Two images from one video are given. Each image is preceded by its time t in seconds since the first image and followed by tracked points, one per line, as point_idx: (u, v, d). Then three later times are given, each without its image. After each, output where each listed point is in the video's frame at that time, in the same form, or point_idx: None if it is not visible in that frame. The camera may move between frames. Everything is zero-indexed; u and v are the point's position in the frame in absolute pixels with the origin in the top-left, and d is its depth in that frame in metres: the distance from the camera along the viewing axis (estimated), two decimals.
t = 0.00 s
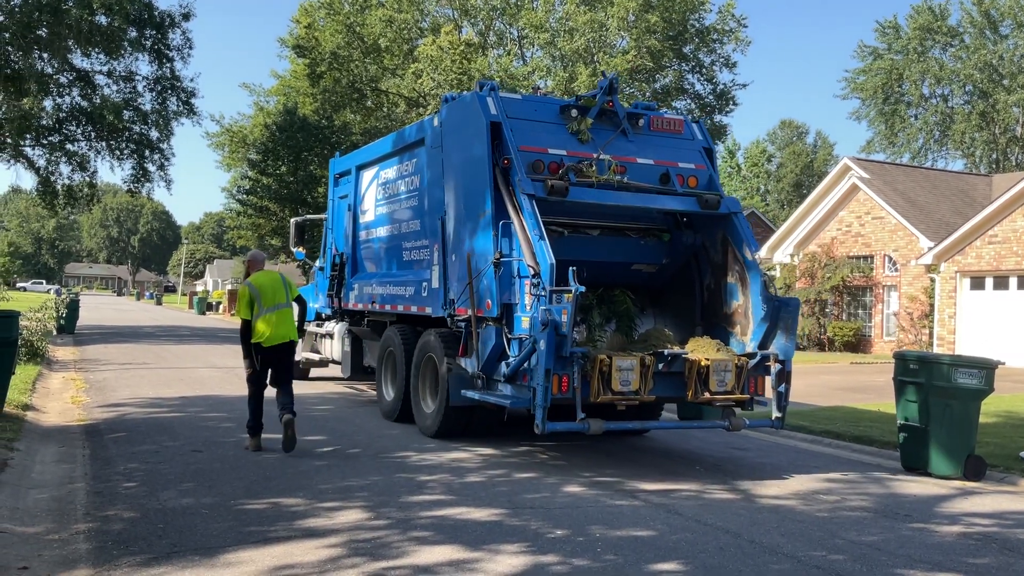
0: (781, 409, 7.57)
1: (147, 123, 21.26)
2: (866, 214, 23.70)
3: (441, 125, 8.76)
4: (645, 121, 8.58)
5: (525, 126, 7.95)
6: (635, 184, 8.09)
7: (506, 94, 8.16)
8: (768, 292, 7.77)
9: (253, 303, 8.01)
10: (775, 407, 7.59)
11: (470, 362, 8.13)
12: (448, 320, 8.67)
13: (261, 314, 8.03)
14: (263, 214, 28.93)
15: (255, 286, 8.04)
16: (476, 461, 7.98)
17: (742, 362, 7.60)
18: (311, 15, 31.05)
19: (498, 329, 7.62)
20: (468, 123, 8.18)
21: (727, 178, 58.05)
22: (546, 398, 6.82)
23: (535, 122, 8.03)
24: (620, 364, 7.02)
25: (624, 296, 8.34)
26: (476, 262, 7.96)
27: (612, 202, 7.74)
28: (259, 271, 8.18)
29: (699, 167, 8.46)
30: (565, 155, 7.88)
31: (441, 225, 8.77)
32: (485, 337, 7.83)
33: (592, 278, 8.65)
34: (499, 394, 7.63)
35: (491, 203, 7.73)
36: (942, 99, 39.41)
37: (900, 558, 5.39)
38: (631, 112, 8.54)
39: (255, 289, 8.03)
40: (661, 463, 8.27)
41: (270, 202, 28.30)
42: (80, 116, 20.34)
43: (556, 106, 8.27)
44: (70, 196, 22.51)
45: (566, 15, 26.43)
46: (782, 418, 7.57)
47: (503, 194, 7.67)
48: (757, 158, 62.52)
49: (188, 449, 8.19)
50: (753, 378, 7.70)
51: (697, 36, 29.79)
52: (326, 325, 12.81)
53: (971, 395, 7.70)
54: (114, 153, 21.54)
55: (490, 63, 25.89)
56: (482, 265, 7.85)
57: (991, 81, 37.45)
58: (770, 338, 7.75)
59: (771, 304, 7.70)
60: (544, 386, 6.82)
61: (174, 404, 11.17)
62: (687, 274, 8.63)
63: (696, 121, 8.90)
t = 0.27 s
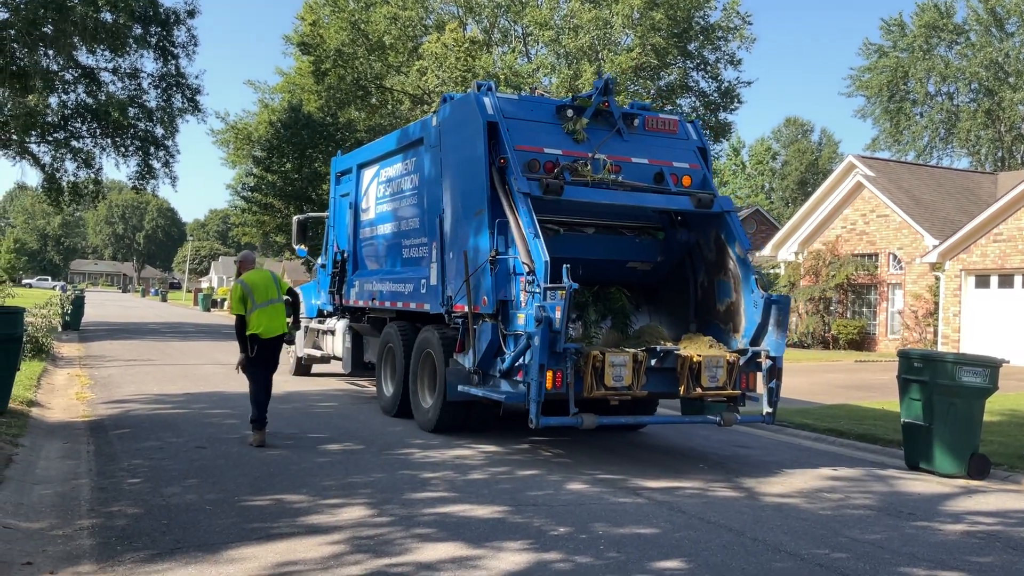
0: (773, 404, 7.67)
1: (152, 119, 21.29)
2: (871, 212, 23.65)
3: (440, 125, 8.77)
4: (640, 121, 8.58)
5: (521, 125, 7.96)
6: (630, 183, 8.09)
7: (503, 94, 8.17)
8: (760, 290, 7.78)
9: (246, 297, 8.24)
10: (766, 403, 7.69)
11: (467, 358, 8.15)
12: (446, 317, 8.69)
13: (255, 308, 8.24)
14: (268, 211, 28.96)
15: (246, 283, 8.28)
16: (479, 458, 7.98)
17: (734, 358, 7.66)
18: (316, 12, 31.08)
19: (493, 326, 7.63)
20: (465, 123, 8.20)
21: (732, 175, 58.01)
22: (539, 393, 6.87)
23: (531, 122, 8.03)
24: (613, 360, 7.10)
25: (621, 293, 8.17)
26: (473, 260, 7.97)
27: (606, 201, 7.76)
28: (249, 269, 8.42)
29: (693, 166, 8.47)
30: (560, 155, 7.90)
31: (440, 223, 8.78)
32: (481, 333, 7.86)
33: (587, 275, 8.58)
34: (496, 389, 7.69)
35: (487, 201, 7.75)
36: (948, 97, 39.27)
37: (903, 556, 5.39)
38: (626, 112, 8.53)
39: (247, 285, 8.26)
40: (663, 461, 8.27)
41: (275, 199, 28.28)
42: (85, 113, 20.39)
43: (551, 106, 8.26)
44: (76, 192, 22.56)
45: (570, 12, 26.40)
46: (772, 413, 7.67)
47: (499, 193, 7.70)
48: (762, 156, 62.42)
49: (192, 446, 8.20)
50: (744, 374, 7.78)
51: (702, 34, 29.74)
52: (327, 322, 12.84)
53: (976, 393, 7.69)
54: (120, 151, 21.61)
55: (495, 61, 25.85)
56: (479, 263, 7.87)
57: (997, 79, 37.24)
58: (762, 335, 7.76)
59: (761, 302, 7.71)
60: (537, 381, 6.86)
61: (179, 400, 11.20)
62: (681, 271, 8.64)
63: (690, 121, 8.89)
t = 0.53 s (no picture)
0: (760, 399, 7.68)
1: (154, 115, 21.28)
2: (873, 209, 23.62)
3: (435, 123, 8.84)
4: (632, 120, 8.58)
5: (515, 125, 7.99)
6: (621, 181, 8.14)
7: (497, 93, 8.24)
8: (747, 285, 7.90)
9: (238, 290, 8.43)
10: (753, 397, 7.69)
11: (460, 353, 8.24)
12: (439, 312, 8.78)
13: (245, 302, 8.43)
14: (270, 207, 28.96)
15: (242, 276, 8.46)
16: (480, 454, 7.98)
17: (721, 354, 7.70)
18: (318, 8, 31.05)
19: (486, 321, 7.70)
20: (459, 122, 8.28)
21: (734, 171, 57.99)
22: (530, 387, 6.96)
23: (524, 121, 8.04)
24: (602, 354, 7.14)
25: (613, 290, 8.50)
26: (465, 256, 8.06)
27: (598, 198, 7.82)
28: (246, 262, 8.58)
29: (684, 164, 8.49)
30: (552, 153, 7.90)
31: (433, 220, 8.86)
32: (474, 328, 7.92)
33: (579, 272, 8.79)
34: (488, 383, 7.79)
35: (479, 198, 7.84)
36: (951, 94, 39.19)
37: (904, 553, 5.38)
38: (618, 111, 8.53)
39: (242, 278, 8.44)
40: (663, 457, 8.27)
41: (277, 195, 28.25)
42: (88, 108, 20.38)
43: (543, 105, 8.27)
44: (78, 188, 22.56)
45: (572, 8, 26.35)
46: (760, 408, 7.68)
47: (491, 190, 7.79)
48: (764, 153, 62.40)
49: (194, 441, 8.21)
50: (732, 369, 7.80)
51: (704, 30, 29.69)
52: (327, 317, 12.87)
53: (977, 390, 7.66)
54: (122, 146, 21.61)
55: (497, 57, 25.80)
56: (470, 259, 7.96)
57: (1000, 76, 37.08)
58: (749, 331, 7.81)
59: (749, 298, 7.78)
60: (528, 374, 6.95)
61: (180, 396, 11.21)
62: (672, 268, 8.78)
63: (682, 120, 8.92)
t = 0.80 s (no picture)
0: (744, 392, 7.95)
1: (154, 110, 21.25)
2: (873, 206, 23.60)
3: (427, 121, 8.99)
4: (622, 119, 8.77)
5: (506, 124, 8.19)
6: (610, 179, 8.31)
7: (488, 93, 8.41)
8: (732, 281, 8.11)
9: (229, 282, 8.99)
10: (738, 390, 7.96)
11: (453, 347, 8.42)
12: (433, 306, 8.94)
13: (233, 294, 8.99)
14: (270, 203, 28.93)
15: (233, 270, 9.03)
16: (479, 450, 7.99)
17: (707, 348, 7.96)
18: (318, 2, 31.00)
19: (477, 315, 7.97)
20: (450, 121, 8.44)
21: (735, 168, 57.98)
22: (518, 379, 7.20)
23: (515, 121, 8.27)
24: (590, 348, 7.40)
25: (603, 286, 8.66)
26: (457, 252, 8.23)
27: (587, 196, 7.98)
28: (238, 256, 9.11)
29: (672, 163, 8.64)
30: (543, 151, 8.14)
31: (426, 216, 9.02)
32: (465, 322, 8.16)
33: (569, 267, 8.85)
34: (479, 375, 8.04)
35: (471, 196, 8.01)
36: (951, 91, 39.13)
37: (903, 549, 5.39)
38: (608, 110, 8.75)
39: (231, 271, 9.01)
40: (663, 453, 8.28)
41: (277, 190, 28.22)
42: (87, 102, 20.36)
43: (535, 105, 8.50)
44: (78, 183, 22.53)
45: (573, 3, 26.30)
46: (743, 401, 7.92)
47: (482, 188, 7.96)
48: (765, 150, 62.39)
49: (194, 436, 8.21)
50: (718, 363, 8.06)
51: (705, 26, 29.65)
52: (324, 313, 12.89)
53: (977, 386, 7.66)
54: (121, 141, 21.59)
55: (498, 52, 25.73)
56: (462, 255, 8.14)
57: (1001, 73, 37.00)
58: (734, 326, 8.06)
59: (733, 293, 8.03)
60: (516, 368, 7.21)
61: (179, 391, 11.21)
62: (660, 264, 8.93)
63: (671, 119, 9.09)
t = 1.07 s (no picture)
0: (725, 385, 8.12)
1: (151, 105, 21.21)
2: (871, 201, 23.61)
3: (418, 119, 9.07)
4: (608, 118, 8.85)
5: (494, 124, 8.29)
6: (596, 177, 8.46)
7: (477, 92, 8.50)
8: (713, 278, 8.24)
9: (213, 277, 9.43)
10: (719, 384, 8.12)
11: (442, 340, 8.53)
12: (422, 301, 9.02)
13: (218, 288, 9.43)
14: (267, 197, 28.85)
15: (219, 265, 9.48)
16: (476, 445, 8.00)
17: (689, 342, 8.03)
18: None
19: (463, 310, 8.04)
20: (439, 120, 8.53)
21: (733, 163, 57.92)
22: (503, 372, 7.33)
23: (503, 120, 8.37)
24: (573, 342, 7.50)
25: (590, 281, 8.72)
26: (446, 248, 8.31)
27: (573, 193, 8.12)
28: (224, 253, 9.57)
29: (657, 161, 8.77)
30: (529, 150, 8.27)
31: (416, 213, 9.10)
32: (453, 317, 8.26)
33: (557, 263, 9.06)
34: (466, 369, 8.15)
35: (459, 192, 8.10)
36: (949, 87, 39.14)
37: (899, 544, 5.41)
38: (594, 109, 8.87)
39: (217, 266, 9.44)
40: (659, 448, 8.30)
41: (275, 186, 28.19)
42: (85, 97, 20.32)
43: (522, 104, 8.63)
44: (75, 178, 22.49)
45: None
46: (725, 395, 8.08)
47: (470, 185, 8.05)
48: (763, 146, 62.45)
49: (192, 431, 8.22)
50: (699, 356, 8.13)
51: (703, 22, 29.66)
52: (320, 308, 12.92)
53: (973, 383, 7.68)
54: (119, 136, 21.53)
55: (496, 47, 25.68)
56: (450, 251, 8.23)
57: (999, 69, 36.98)
58: (716, 321, 8.22)
59: (715, 289, 8.16)
60: (500, 362, 7.33)
61: (177, 386, 11.22)
62: (646, 260, 9.08)
63: (657, 118, 9.21)
